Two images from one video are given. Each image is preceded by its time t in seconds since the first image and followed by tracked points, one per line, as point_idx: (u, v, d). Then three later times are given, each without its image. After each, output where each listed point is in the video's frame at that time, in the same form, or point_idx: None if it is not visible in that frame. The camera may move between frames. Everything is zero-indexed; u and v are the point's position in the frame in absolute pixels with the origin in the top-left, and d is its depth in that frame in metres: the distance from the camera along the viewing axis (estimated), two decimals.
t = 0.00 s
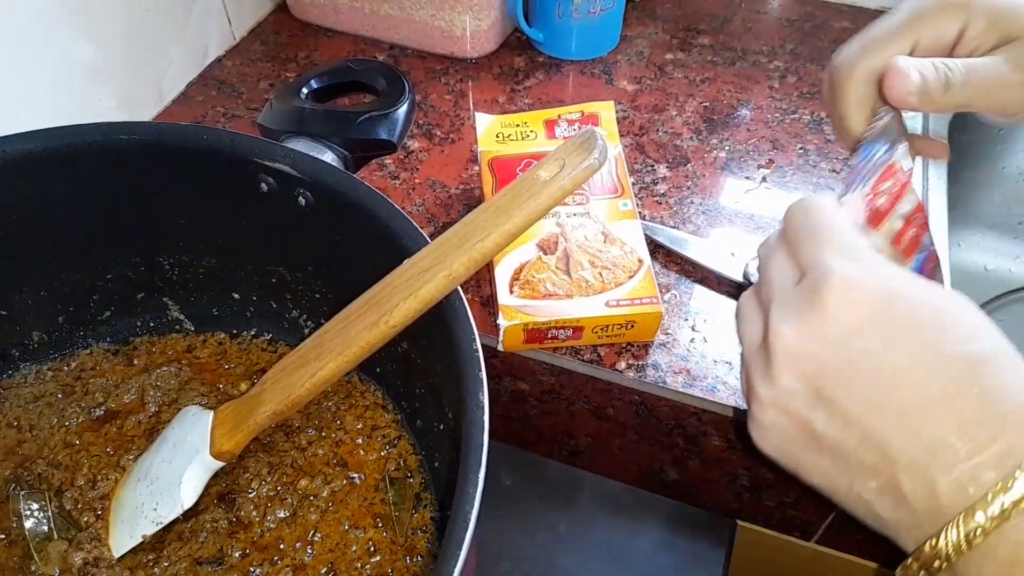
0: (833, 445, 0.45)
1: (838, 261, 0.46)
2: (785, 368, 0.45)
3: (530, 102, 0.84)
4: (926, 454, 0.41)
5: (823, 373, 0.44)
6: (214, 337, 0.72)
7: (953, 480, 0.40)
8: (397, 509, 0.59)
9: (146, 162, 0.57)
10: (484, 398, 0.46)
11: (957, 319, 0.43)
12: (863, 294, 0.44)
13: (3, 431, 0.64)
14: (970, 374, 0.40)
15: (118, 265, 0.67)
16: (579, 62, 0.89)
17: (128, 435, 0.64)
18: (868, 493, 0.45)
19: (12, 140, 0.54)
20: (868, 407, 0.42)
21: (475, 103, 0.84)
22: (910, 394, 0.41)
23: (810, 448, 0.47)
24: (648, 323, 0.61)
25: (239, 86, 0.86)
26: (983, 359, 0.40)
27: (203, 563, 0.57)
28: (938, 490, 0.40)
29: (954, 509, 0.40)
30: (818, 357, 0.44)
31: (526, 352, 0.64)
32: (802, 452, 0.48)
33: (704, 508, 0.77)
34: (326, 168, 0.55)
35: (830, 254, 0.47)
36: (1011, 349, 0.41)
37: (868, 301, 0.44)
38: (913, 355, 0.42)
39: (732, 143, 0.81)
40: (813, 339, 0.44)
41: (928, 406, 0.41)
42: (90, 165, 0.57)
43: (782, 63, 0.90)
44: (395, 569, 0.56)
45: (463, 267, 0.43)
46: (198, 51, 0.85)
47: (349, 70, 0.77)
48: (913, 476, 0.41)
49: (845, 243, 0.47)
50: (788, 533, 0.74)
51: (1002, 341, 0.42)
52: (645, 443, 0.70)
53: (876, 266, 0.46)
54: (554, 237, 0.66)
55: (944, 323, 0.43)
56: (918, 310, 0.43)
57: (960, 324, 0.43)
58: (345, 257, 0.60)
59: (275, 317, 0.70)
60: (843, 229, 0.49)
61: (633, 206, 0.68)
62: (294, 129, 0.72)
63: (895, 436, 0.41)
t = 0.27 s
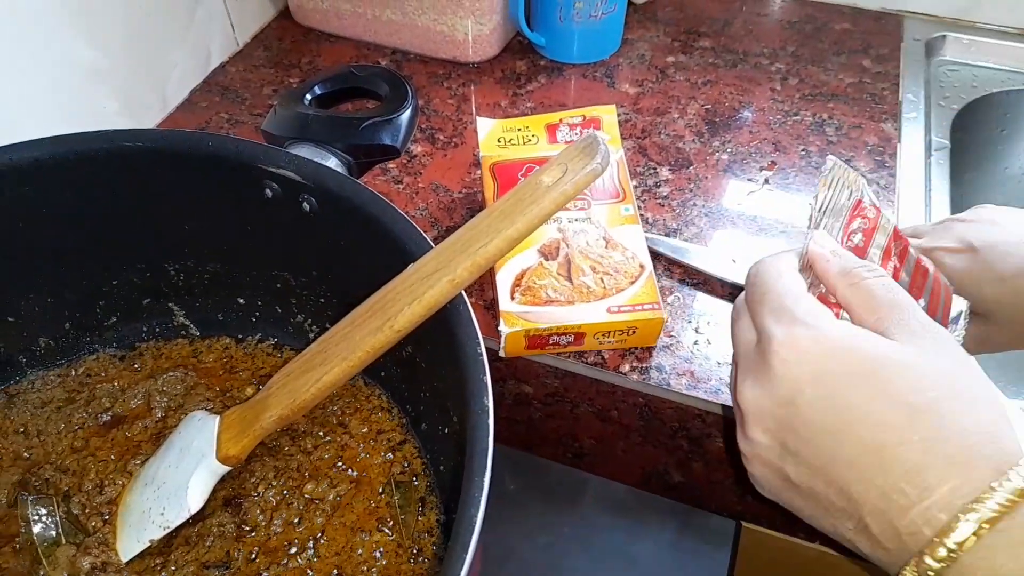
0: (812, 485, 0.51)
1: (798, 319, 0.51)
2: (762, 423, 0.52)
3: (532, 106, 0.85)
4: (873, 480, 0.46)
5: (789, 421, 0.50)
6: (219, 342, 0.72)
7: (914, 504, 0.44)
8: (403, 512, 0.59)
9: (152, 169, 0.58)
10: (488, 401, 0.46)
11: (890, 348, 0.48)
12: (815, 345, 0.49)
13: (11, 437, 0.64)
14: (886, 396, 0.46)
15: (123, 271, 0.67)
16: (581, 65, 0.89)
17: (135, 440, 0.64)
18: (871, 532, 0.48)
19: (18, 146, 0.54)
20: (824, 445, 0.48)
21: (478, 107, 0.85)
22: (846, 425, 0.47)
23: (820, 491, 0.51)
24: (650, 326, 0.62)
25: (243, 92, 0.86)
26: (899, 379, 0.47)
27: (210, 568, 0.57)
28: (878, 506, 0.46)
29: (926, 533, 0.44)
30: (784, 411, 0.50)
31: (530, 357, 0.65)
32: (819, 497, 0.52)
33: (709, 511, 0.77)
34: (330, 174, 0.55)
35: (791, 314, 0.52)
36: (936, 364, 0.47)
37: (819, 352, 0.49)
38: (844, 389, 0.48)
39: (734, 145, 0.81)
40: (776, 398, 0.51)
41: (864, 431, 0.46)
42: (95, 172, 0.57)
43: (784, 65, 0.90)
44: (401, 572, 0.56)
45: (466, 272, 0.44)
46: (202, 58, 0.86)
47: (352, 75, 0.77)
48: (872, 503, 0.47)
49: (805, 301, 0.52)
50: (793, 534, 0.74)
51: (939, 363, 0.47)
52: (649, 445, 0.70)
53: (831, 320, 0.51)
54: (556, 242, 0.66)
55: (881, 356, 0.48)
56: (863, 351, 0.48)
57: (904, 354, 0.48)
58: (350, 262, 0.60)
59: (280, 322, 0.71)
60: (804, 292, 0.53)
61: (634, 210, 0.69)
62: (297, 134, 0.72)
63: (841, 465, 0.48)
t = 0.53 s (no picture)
0: (791, 488, 0.52)
1: (780, 325, 0.52)
2: (743, 427, 0.53)
3: (534, 102, 0.84)
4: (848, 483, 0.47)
5: (768, 425, 0.51)
6: (221, 340, 0.72)
7: (886, 506, 0.45)
8: (405, 511, 0.59)
9: (152, 167, 0.58)
10: (491, 400, 0.46)
11: (868, 354, 0.49)
12: (796, 349, 0.50)
13: (13, 436, 0.64)
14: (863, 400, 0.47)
15: (125, 269, 0.67)
16: (584, 61, 0.89)
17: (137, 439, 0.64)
18: (845, 534, 0.49)
19: (19, 145, 0.54)
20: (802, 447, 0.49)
21: (480, 104, 0.84)
22: (823, 428, 0.48)
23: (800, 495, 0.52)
24: (653, 324, 0.61)
25: (244, 89, 0.86)
26: (877, 386, 0.48)
27: (212, 566, 0.57)
28: (851, 506, 0.47)
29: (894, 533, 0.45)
30: (763, 414, 0.51)
31: (532, 354, 0.64)
32: (800, 501, 0.53)
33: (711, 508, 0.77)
34: (332, 172, 0.55)
35: (774, 319, 0.53)
36: (913, 372, 0.48)
37: (799, 356, 0.50)
38: (823, 392, 0.49)
39: (737, 141, 0.80)
40: (756, 402, 0.52)
41: (841, 433, 0.47)
42: (96, 170, 0.57)
43: (787, 60, 0.89)
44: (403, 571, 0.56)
45: (469, 270, 0.43)
46: (203, 55, 0.86)
47: (353, 72, 0.77)
48: (845, 504, 0.47)
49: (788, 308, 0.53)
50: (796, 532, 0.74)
51: (916, 371, 0.48)
52: (651, 443, 0.70)
53: (813, 325, 0.52)
54: (558, 238, 0.66)
55: (860, 362, 0.49)
56: (842, 356, 0.49)
57: (882, 360, 0.49)
58: (351, 260, 0.60)
59: (282, 320, 0.71)
60: (788, 298, 0.54)
61: (636, 207, 0.69)
62: (298, 132, 0.72)
63: (819, 468, 0.49)
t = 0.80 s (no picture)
0: (756, 472, 0.52)
1: (748, 311, 0.52)
2: (710, 411, 0.54)
3: (535, 100, 0.85)
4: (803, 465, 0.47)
5: (731, 407, 0.52)
6: (224, 337, 0.73)
7: (839, 488, 0.45)
8: (407, 506, 0.59)
9: (154, 164, 0.58)
10: (492, 395, 0.46)
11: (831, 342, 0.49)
12: (760, 335, 0.51)
13: (17, 432, 0.65)
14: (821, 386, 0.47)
15: (128, 266, 0.67)
16: (584, 59, 0.89)
17: (140, 435, 0.64)
18: (805, 519, 0.49)
19: (23, 144, 0.54)
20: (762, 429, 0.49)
21: (480, 102, 0.85)
22: (782, 413, 0.48)
23: (763, 480, 0.52)
24: (652, 320, 0.62)
25: (245, 88, 0.87)
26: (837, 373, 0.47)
27: (216, 561, 0.57)
28: (808, 489, 0.47)
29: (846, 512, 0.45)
30: (727, 397, 0.52)
31: (533, 350, 0.65)
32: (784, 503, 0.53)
33: (712, 504, 0.77)
34: (333, 169, 0.55)
35: (743, 308, 0.53)
36: (874, 363, 0.48)
37: (762, 342, 0.51)
38: (782, 377, 0.49)
39: (737, 138, 0.81)
40: (721, 386, 0.52)
41: (797, 416, 0.48)
42: (98, 168, 0.57)
43: (786, 57, 0.90)
44: (406, 565, 0.56)
45: (469, 266, 0.44)
46: (205, 54, 0.86)
47: (354, 71, 0.77)
48: (802, 486, 0.47)
49: (758, 295, 0.53)
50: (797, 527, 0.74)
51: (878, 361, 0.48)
52: (652, 439, 0.71)
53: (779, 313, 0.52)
54: (558, 235, 0.66)
55: (821, 349, 0.49)
56: (805, 343, 0.49)
57: (845, 349, 0.49)
58: (353, 256, 0.60)
59: (284, 317, 0.71)
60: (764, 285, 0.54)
61: (636, 204, 0.69)
62: (300, 131, 0.72)
63: (779, 451, 0.49)
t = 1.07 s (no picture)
0: (742, 418, 0.54)
1: (748, 259, 0.55)
2: (704, 355, 0.56)
3: (536, 100, 0.84)
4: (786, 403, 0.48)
5: (724, 349, 0.53)
6: (226, 337, 0.73)
7: (822, 429, 0.47)
8: (409, 506, 0.59)
9: (156, 165, 0.58)
10: (495, 396, 0.46)
11: (827, 291, 0.51)
12: (756, 280, 0.53)
13: (20, 432, 0.65)
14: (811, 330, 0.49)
15: (130, 266, 0.67)
16: (586, 59, 0.89)
17: (142, 436, 0.64)
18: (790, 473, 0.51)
19: (24, 144, 0.54)
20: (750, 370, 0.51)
21: (482, 101, 0.85)
22: (772, 353, 0.50)
23: (749, 424, 0.53)
24: (655, 320, 0.62)
25: (247, 87, 0.86)
26: (829, 320, 0.49)
27: (218, 562, 0.57)
28: (790, 432, 0.49)
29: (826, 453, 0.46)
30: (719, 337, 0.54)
31: (535, 350, 0.65)
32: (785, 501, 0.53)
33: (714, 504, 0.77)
34: (336, 169, 0.55)
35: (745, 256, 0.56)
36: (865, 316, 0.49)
37: (759, 285, 0.53)
38: (775, 320, 0.51)
39: (739, 138, 0.81)
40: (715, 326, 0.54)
41: (788, 358, 0.49)
42: (100, 168, 0.57)
43: (789, 57, 0.89)
44: (408, 566, 0.56)
45: (473, 266, 0.44)
46: (206, 54, 0.86)
47: (356, 70, 0.77)
48: (786, 428, 0.49)
49: (760, 246, 0.56)
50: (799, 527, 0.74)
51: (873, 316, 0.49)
52: (654, 439, 0.71)
53: (778, 261, 0.54)
54: (560, 235, 0.66)
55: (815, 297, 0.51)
56: (800, 289, 0.51)
57: (841, 300, 0.50)
58: (355, 257, 0.60)
59: (285, 317, 0.71)
60: (773, 240, 0.56)
61: (638, 204, 0.69)
62: (302, 131, 0.72)
63: (768, 392, 0.50)
